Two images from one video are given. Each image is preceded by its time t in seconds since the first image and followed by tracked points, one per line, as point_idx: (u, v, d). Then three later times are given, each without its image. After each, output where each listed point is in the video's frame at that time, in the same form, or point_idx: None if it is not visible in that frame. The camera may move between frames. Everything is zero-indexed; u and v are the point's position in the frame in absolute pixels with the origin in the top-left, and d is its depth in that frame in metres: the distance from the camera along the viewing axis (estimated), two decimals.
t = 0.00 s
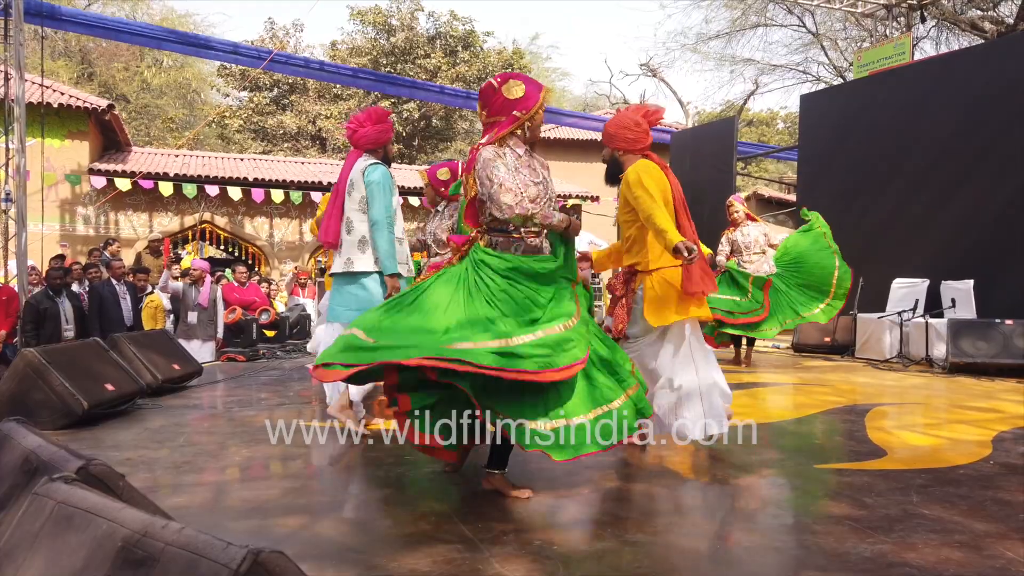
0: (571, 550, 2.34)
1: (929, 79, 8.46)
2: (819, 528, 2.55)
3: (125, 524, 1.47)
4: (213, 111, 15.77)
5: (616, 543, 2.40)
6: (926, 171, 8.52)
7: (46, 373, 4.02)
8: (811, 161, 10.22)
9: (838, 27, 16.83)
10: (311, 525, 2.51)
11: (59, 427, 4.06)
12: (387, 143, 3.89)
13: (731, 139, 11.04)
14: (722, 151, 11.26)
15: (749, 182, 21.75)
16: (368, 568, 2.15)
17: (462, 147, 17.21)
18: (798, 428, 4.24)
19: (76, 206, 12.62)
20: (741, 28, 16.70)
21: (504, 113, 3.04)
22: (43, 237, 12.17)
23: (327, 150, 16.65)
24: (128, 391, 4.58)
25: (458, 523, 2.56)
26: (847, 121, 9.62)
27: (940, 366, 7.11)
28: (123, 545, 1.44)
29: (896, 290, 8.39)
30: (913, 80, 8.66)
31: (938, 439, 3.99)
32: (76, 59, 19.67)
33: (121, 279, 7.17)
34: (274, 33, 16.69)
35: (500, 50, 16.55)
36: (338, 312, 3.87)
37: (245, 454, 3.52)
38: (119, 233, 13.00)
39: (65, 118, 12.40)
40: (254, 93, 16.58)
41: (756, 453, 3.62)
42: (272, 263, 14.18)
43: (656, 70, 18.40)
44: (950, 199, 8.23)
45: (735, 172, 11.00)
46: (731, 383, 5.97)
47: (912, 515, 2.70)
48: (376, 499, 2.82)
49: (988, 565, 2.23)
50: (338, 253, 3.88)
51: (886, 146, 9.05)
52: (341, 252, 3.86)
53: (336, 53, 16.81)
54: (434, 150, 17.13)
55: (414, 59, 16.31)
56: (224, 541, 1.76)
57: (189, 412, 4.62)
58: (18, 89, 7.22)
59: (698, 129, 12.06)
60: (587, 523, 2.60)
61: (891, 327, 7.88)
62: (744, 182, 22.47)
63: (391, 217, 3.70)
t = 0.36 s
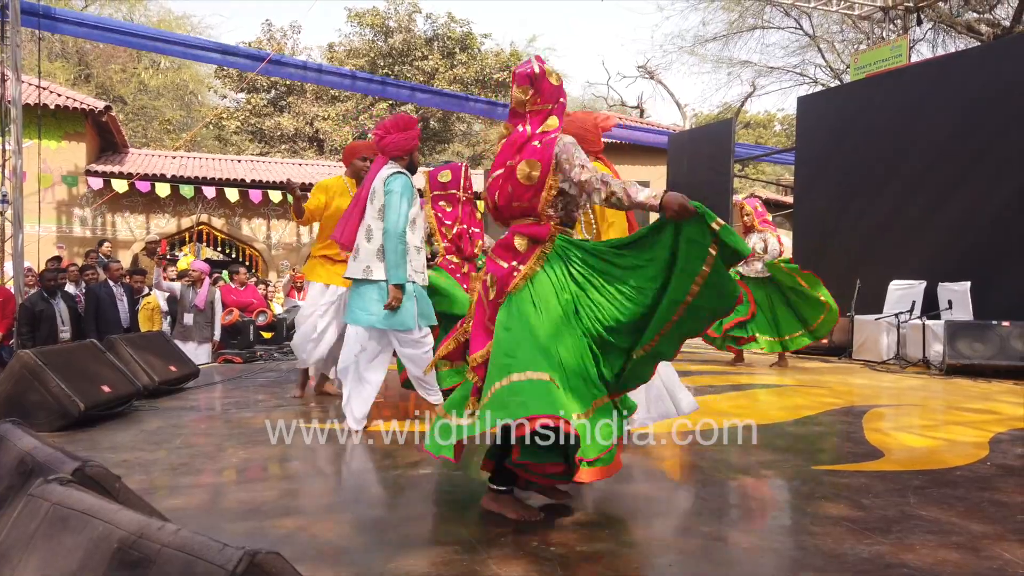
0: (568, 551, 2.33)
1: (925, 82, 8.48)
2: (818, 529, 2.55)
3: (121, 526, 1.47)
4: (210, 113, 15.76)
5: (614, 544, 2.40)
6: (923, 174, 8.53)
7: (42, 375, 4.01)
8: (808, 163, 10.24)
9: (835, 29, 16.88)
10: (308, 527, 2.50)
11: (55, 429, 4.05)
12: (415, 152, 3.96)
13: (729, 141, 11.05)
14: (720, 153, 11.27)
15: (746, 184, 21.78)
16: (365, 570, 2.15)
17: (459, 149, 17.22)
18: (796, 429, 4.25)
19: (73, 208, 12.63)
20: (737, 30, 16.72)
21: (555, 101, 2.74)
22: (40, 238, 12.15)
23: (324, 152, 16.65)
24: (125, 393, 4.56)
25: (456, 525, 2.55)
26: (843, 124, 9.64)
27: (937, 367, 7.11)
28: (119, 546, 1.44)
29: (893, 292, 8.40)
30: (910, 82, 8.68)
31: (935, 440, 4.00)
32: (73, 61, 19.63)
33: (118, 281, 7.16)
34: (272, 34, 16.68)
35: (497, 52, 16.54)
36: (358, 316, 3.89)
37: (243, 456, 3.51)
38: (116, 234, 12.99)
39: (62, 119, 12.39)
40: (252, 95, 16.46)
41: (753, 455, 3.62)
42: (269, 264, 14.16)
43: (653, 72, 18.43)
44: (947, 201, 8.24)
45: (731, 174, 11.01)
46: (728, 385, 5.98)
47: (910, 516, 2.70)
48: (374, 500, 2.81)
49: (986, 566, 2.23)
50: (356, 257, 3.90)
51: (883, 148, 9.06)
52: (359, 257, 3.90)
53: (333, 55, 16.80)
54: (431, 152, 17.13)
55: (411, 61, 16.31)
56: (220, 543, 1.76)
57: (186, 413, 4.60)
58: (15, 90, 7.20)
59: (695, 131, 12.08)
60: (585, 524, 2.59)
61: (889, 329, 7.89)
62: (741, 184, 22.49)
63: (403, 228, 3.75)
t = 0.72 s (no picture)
0: (563, 552, 2.33)
1: (920, 83, 8.51)
2: (814, 530, 2.55)
3: (113, 527, 1.46)
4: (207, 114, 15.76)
5: (610, 545, 2.40)
6: (919, 175, 8.55)
7: (36, 376, 4.00)
8: (804, 165, 10.26)
9: (831, 32, 16.96)
10: (303, 529, 2.49)
11: (50, 431, 4.03)
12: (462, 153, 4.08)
13: (724, 142, 11.08)
14: (715, 154, 11.29)
15: (742, 186, 21.84)
16: (361, 571, 2.14)
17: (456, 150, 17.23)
18: (792, 430, 4.25)
19: (68, 209, 12.59)
20: (734, 32, 16.77)
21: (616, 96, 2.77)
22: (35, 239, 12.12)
23: (321, 153, 16.66)
24: (120, 394, 4.55)
25: (452, 527, 2.55)
26: (838, 126, 9.67)
27: (933, 368, 7.12)
28: (112, 547, 1.43)
29: (889, 294, 8.41)
30: (905, 84, 8.70)
31: (930, 441, 4.01)
32: (69, 62, 19.59)
33: (114, 282, 7.15)
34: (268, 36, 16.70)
35: (494, 54, 16.53)
36: (410, 317, 4.01)
37: (238, 457, 3.50)
38: (111, 236, 12.96)
39: (58, 120, 12.37)
40: (248, 96, 16.65)
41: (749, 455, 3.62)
42: (265, 266, 14.14)
43: (650, 74, 18.49)
44: (943, 202, 8.25)
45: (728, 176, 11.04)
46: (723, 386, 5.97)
47: (905, 517, 2.70)
48: (369, 502, 2.81)
49: (982, 566, 2.24)
50: (409, 259, 4.02)
51: (879, 149, 9.08)
52: (412, 260, 4.01)
53: (330, 56, 16.82)
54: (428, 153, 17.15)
55: (408, 62, 16.33)
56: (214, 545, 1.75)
57: (182, 415, 4.59)
58: (10, 90, 7.18)
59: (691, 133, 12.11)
60: (582, 525, 2.59)
61: (884, 330, 7.90)
62: (737, 186, 22.54)
63: (457, 236, 3.89)
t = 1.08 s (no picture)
0: (556, 554, 2.32)
1: (914, 85, 8.54)
2: (806, 531, 2.55)
3: (100, 529, 1.46)
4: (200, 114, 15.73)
5: (603, 546, 2.39)
6: (912, 176, 8.58)
7: (27, 378, 3.98)
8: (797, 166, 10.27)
9: (824, 33, 17.03)
10: (294, 530, 2.49)
11: (41, 433, 4.01)
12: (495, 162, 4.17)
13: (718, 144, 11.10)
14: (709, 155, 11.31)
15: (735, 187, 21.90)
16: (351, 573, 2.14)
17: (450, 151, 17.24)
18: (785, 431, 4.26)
19: (61, 210, 12.53)
20: (728, 33, 16.81)
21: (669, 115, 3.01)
22: (27, 240, 12.07)
23: (315, 154, 16.65)
24: (111, 396, 4.53)
25: (444, 529, 2.54)
26: (831, 127, 9.70)
27: (926, 369, 7.14)
28: (98, 549, 1.42)
29: (882, 295, 8.43)
30: (898, 85, 8.73)
31: (923, 441, 4.02)
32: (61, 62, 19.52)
33: (106, 283, 7.12)
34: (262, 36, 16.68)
35: (489, 55, 16.54)
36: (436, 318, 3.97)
37: (230, 459, 3.48)
38: (104, 236, 12.91)
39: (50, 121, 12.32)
40: (241, 96, 16.63)
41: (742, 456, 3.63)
42: (259, 267, 14.12)
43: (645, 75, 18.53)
44: (936, 203, 8.27)
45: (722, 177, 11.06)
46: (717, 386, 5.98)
47: (897, 517, 2.71)
48: (361, 504, 2.80)
49: (973, 566, 2.24)
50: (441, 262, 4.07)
51: (872, 151, 9.11)
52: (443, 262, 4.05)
53: (324, 57, 16.82)
54: (422, 154, 17.14)
55: (402, 63, 16.33)
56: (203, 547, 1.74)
57: (174, 417, 4.57)
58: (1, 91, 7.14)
59: (685, 134, 12.14)
60: (575, 526, 2.58)
61: (877, 331, 7.92)
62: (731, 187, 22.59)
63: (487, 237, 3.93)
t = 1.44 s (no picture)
0: (544, 554, 2.32)
1: (902, 86, 8.59)
2: (793, 530, 2.56)
3: (81, 531, 1.45)
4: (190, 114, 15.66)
5: (590, 546, 2.39)
6: (900, 177, 8.65)
7: (13, 379, 3.95)
8: (787, 167, 10.32)
9: (814, 35, 17.10)
10: (280, 532, 2.47)
11: (26, 435, 3.98)
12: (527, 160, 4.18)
13: (709, 144, 11.13)
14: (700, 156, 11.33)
15: (726, 188, 21.96)
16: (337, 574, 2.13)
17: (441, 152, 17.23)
18: (774, 431, 4.27)
19: (49, 210, 12.44)
20: (719, 34, 16.87)
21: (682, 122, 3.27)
22: (14, 241, 11.98)
23: (306, 155, 16.61)
24: (99, 396, 4.51)
25: (431, 529, 2.53)
26: (820, 127, 9.75)
27: (914, 369, 7.18)
28: (79, 551, 1.42)
29: (871, 295, 8.47)
30: (886, 86, 8.79)
31: (911, 441, 4.03)
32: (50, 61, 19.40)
33: (94, 284, 7.07)
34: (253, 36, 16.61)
35: (480, 55, 16.52)
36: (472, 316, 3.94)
37: (218, 460, 3.47)
38: (92, 237, 12.84)
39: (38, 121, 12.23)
40: (232, 97, 16.56)
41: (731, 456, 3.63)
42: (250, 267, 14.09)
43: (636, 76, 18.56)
44: (924, 203, 8.33)
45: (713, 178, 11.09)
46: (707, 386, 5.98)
47: (884, 517, 2.72)
48: (349, 505, 2.79)
49: (959, 565, 2.25)
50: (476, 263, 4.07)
51: (861, 151, 9.17)
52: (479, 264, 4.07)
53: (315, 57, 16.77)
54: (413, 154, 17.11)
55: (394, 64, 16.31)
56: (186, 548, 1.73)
57: (162, 418, 4.55)
58: None
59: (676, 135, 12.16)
60: (563, 527, 2.58)
61: (866, 331, 7.95)
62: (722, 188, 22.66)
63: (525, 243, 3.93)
